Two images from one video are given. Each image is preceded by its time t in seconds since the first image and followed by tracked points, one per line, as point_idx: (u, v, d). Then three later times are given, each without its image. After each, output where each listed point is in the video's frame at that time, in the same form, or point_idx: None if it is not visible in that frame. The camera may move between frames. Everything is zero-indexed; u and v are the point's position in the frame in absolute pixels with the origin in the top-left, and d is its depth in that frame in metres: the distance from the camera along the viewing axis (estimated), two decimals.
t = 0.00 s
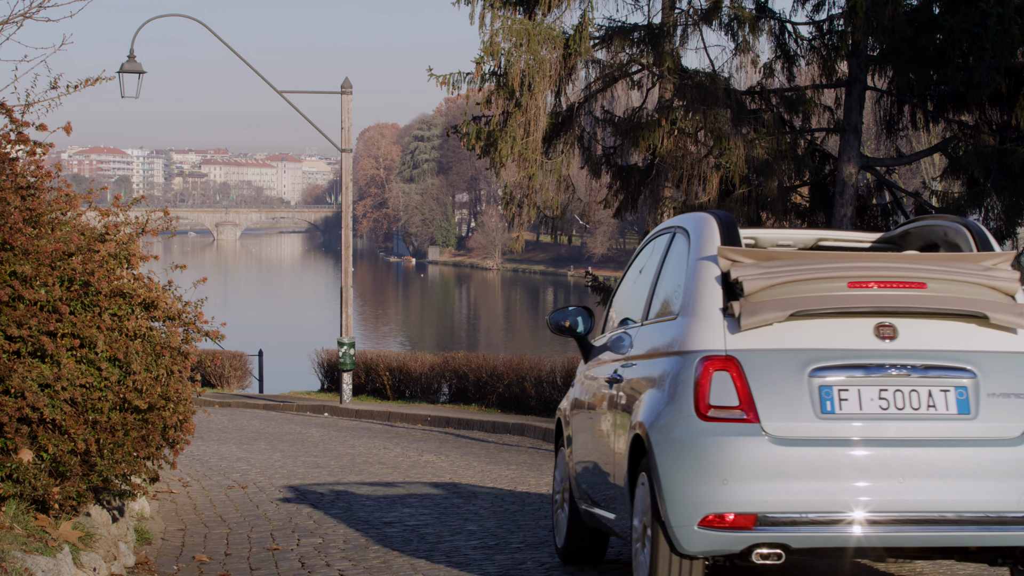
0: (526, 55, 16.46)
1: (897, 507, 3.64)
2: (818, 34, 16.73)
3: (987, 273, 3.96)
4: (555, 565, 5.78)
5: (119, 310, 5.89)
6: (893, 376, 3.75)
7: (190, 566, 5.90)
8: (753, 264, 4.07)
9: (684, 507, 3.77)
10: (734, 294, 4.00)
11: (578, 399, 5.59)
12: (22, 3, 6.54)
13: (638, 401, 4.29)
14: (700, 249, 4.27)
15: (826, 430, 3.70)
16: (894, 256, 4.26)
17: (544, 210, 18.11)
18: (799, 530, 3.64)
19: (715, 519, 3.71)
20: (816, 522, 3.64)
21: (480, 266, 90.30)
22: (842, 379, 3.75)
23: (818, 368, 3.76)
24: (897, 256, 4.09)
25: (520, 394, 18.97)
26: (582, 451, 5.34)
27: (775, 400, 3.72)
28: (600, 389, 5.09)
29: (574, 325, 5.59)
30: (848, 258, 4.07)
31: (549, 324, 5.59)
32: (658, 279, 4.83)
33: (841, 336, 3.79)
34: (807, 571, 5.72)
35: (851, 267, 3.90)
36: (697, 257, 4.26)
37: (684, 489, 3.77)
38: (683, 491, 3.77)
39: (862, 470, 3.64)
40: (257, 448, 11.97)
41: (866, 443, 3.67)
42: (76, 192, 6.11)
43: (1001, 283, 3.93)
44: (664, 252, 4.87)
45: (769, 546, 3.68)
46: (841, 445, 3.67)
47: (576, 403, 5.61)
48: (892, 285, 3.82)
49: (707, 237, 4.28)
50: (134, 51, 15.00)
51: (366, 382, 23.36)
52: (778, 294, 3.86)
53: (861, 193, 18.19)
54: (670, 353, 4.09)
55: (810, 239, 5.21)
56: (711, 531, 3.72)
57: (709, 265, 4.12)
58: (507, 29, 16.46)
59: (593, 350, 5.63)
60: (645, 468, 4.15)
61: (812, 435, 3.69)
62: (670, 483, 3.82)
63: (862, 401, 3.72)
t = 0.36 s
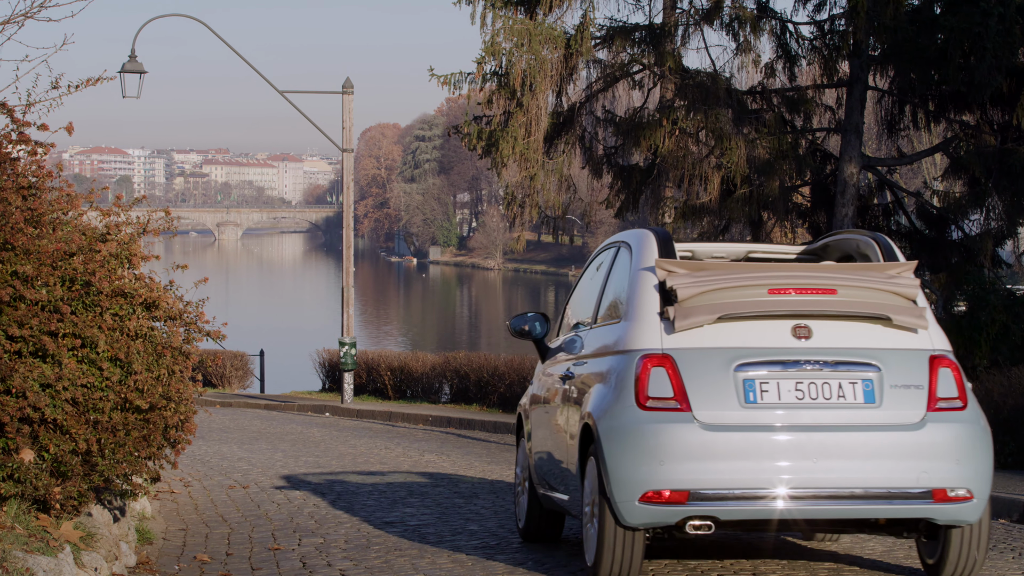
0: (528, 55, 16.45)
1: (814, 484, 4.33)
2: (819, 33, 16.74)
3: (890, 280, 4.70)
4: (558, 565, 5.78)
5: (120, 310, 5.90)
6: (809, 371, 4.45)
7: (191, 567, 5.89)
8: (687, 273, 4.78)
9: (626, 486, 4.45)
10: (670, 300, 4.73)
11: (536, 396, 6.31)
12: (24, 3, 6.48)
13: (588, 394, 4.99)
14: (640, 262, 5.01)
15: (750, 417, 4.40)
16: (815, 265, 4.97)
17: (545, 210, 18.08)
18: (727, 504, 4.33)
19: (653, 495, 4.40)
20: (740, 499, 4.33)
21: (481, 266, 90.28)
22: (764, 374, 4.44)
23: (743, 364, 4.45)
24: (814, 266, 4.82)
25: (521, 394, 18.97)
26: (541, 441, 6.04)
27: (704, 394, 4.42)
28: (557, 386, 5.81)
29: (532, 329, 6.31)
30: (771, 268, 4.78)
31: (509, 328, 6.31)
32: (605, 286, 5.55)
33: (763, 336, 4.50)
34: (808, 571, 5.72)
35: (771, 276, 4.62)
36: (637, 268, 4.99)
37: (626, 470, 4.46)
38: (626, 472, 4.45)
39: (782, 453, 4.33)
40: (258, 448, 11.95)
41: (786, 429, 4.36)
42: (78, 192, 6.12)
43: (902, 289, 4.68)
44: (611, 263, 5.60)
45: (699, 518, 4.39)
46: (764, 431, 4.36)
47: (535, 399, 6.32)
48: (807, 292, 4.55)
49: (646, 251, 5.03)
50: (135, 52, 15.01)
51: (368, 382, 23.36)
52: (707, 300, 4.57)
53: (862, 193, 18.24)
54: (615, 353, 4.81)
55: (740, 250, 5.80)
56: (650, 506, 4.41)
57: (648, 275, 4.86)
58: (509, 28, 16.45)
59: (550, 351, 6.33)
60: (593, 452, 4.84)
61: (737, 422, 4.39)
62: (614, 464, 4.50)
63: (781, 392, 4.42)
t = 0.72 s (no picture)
0: (531, 55, 16.42)
1: (749, 468, 5.00)
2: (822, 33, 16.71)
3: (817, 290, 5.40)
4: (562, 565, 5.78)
5: (123, 310, 5.89)
6: (744, 368, 5.13)
7: (194, 567, 5.89)
8: (637, 282, 5.48)
9: (581, 469, 5.12)
10: (622, 305, 5.43)
11: (505, 392, 6.99)
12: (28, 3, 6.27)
13: (549, 388, 5.67)
14: (597, 272, 5.70)
15: (693, 409, 5.08)
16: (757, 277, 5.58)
17: (549, 210, 18.03)
18: (671, 485, 5.00)
19: (605, 477, 5.07)
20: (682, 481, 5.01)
21: (484, 266, 90.24)
22: (704, 370, 5.13)
23: (686, 361, 5.13)
24: (750, 277, 5.51)
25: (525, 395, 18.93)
26: (509, 432, 6.73)
27: (650, 388, 5.10)
28: (522, 382, 6.49)
29: (501, 330, 6.99)
30: (713, 279, 5.46)
31: (479, 329, 6.99)
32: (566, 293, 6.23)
33: (704, 338, 5.18)
34: (809, 572, 5.72)
35: (711, 285, 5.33)
36: (594, 278, 5.69)
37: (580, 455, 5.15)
38: (582, 457, 5.12)
39: (720, 440, 5.01)
40: (261, 448, 11.93)
41: (724, 420, 5.04)
42: (81, 192, 6.12)
43: (826, 297, 5.38)
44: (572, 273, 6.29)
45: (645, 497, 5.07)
46: (703, 422, 5.04)
47: (504, 395, 7.00)
48: (743, 299, 5.25)
49: (602, 263, 5.73)
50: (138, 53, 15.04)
51: (371, 382, 23.36)
52: (653, 305, 5.27)
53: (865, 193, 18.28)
54: (572, 352, 5.49)
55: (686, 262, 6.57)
56: (603, 487, 5.08)
57: (603, 284, 5.55)
58: (511, 28, 16.40)
59: (516, 350, 7.01)
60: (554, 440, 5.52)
61: (680, 413, 5.07)
62: (571, 451, 5.17)
63: (719, 386, 5.11)
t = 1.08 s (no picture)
0: (535, 55, 16.40)
1: (693, 457, 5.53)
2: (827, 33, 16.70)
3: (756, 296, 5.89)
4: (567, 565, 5.77)
5: (129, 310, 5.90)
6: (689, 367, 5.63)
7: (199, 567, 5.88)
8: (593, 290, 5.92)
9: (542, 458, 5.62)
10: (579, 310, 5.89)
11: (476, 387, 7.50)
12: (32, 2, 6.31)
13: (514, 385, 6.15)
14: (557, 278, 6.20)
15: (642, 404, 5.57)
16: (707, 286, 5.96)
17: (554, 209, 18.02)
18: (624, 472, 5.51)
19: (565, 465, 5.57)
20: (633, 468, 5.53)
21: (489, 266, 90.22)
22: (653, 369, 5.62)
23: (637, 361, 5.62)
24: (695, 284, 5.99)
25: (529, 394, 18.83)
26: (480, 426, 7.23)
27: (604, 384, 5.58)
28: (491, 378, 6.98)
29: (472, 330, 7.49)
30: (661, 286, 5.92)
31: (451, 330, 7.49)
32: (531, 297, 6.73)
33: (652, 341, 5.67)
34: (814, 572, 5.70)
35: (658, 292, 5.79)
36: (555, 283, 6.18)
37: (542, 444, 5.65)
38: (544, 447, 5.61)
39: (667, 431, 5.52)
40: (266, 448, 11.91)
41: (671, 414, 5.55)
42: (85, 192, 6.11)
43: (764, 302, 5.85)
44: (536, 278, 6.79)
45: (600, 483, 5.58)
46: (652, 415, 5.55)
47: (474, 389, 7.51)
48: (688, 305, 5.72)
49: (563, 269, 6.22)
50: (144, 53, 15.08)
51: (376, 382, 23.38)
52: (606, 311, 5.73)
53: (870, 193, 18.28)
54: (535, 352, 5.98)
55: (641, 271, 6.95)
56: (562, 474, 5.58)
57: (563, 289, 6.03)
58: (516, 28, 16.41)
59: (486, 348, 7.51)
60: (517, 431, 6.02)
61: (631, 407, 5.57)
62: (533, 440, 5.67)
63: (666, 383, 5.61)
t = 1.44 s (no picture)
0: (541, 55, 16.39)
1: (644, 446, 6.25)
2: (833, 33, 16.64)
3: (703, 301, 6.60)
4: (572, 565, 5.76)
5: (134, 310, 5.90)
6: (642, 365, 6.35)
7: (204, 567, 5.88)
8: (556, 295, 6.62)
9: (510, 446, 6.31)
10: (542, 313, 6.60)
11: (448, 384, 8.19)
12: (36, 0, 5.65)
13: (484, 380, 6.87)
14: (524, 284, 6.91)
15: (599, 398, 6.28)
16: (665, 297, 6.61)
17: (559, 209, 18.00)
18: (583, 459, 6.23)
19: (530, 453, 6.27)
20: (592, 455, 6.24)
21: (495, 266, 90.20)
22: (610, 366, 6.32)
23: (596, 359, 6.32)
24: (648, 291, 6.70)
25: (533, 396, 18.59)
26: (452, 418, 7.89)
27: (566, 379, 6.29)
28: (462, 375, 7.68)
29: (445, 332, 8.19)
30: (617, 293, 6.63)
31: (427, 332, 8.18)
32: (500, 301, 7.44)
33: (609, 341, 6.38)
34: (820, 572, 5.68)
35: (615, 297, 6.50)
36: (522, 288, 6.90)
37: (511, 433, 6.35)
38: (511, 436, 6.30)
39: (621, 423, 6.24)
40: (272, 448, 11.89)
41: (625, 408, 6.27)
42: (90, 192, 6.11)
43: (710, 307, 6.58)
44: (506, 283, 7.51)
45: (561, 469, 6.28)
46: (609, 409, 6.26)
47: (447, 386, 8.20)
48: (641, 309, 6.42)
49: (530, 277, 6.93)
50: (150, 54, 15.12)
51: (381, 382, 23.39)
52: (568, 314, 6.43)
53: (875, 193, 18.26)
54: (502, 351, 6.68)
55: (598, 277, 7.49)
56: (528, 461, 6.28)
57: (529, 294, 6.75)
58: (522, 28, 16.40)
59: (459, 348, 8.21)
60: (488, 422, 6.71)
61: (589, 400, 6.28)
62: (502, 431, 6.36)
63: (622, 379, 6.32)
